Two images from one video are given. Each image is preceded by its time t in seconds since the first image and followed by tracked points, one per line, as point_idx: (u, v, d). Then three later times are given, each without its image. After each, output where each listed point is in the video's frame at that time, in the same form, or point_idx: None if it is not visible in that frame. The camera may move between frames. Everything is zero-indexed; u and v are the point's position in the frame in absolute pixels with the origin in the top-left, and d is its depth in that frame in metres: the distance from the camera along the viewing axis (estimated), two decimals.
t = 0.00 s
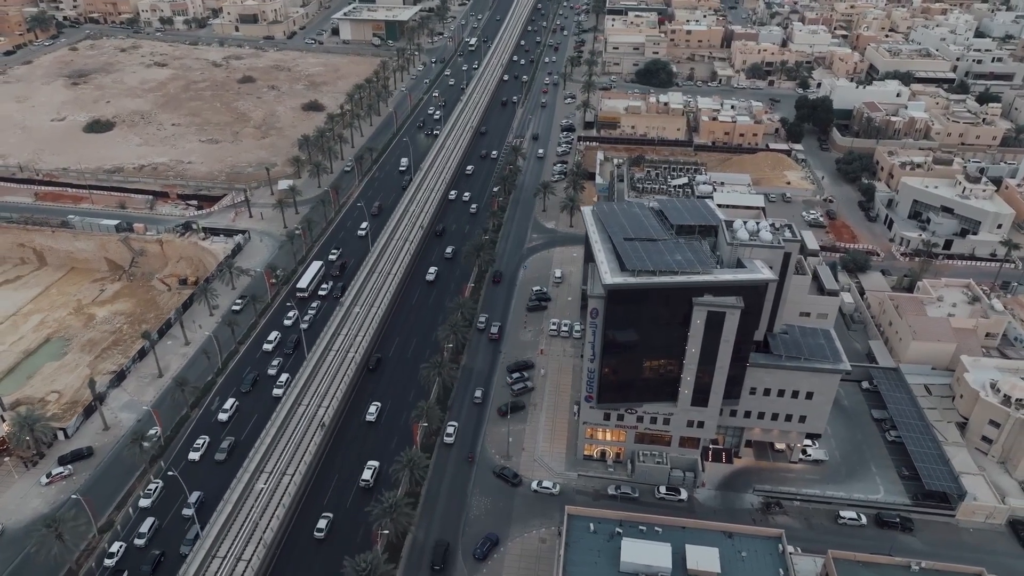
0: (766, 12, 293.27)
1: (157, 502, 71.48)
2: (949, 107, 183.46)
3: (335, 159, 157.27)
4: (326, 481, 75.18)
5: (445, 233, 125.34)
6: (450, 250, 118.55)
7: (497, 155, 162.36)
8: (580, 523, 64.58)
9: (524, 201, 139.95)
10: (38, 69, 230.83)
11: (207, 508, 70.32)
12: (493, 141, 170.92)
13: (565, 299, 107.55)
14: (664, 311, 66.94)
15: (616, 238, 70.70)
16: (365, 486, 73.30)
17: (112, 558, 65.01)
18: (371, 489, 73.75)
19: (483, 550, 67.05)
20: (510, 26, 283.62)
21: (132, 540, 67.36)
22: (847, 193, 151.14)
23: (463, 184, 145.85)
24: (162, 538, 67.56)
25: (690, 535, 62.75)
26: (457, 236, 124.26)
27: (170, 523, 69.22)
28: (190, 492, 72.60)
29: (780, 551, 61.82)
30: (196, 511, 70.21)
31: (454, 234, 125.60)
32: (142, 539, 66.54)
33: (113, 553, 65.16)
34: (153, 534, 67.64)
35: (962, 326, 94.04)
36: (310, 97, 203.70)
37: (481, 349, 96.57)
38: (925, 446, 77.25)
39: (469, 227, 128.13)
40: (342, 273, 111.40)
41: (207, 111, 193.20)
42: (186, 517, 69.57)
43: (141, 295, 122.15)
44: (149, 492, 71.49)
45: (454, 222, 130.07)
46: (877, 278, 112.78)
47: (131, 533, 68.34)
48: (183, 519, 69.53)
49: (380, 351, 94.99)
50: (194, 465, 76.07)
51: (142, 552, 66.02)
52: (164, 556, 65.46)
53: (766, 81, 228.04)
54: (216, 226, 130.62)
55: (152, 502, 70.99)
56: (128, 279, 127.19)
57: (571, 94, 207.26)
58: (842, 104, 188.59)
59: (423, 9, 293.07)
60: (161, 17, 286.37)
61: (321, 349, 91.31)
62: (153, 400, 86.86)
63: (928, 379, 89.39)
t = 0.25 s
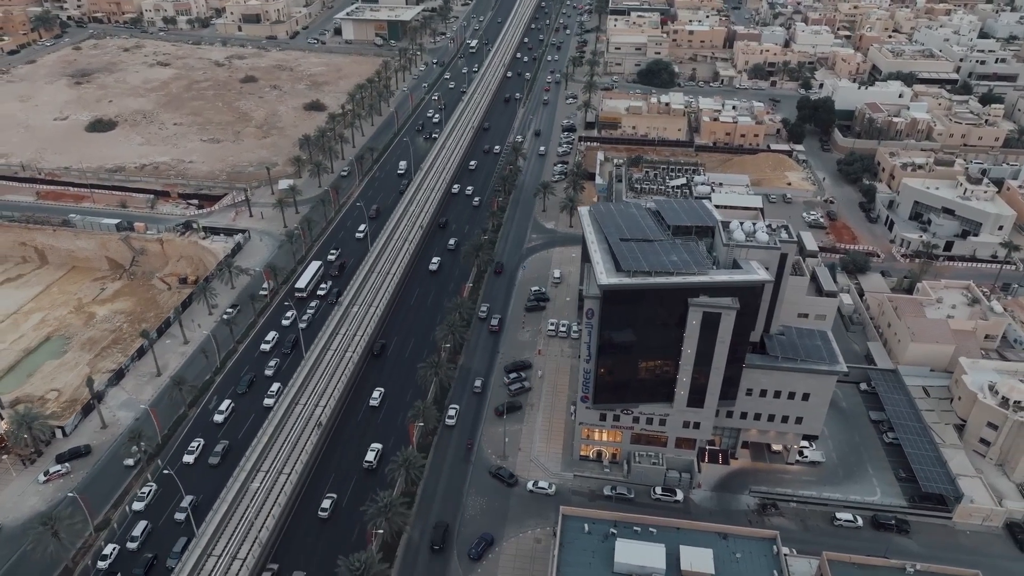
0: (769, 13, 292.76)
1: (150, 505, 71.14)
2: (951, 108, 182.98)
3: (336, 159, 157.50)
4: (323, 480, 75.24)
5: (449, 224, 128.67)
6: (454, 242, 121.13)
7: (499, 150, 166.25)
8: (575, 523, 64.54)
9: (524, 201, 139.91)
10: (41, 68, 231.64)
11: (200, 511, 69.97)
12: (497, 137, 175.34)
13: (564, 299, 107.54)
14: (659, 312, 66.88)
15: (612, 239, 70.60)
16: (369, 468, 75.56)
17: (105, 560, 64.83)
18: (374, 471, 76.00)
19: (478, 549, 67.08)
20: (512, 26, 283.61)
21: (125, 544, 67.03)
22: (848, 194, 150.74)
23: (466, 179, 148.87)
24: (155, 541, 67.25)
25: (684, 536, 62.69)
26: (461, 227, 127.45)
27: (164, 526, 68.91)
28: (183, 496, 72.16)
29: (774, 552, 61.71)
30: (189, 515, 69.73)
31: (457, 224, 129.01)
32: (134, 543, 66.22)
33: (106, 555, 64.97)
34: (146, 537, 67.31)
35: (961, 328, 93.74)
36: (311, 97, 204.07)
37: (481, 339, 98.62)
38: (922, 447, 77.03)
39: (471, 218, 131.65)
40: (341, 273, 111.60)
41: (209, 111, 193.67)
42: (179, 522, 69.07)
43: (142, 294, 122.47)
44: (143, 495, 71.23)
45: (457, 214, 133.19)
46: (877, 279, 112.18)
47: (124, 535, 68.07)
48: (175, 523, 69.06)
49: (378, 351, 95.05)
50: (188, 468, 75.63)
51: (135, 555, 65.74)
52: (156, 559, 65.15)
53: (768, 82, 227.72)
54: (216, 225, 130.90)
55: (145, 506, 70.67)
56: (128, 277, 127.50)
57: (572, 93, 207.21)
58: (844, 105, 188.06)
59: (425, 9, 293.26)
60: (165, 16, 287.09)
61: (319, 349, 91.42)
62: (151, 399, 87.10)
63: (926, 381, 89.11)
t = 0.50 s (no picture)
0: (772, 13, 292.24)
1: (143, 508, 70.79)
2: (955, 110, 182.47)
3: (337, 159, 157.79)
4: (319, 480, 75.29)
5: (452, 216, 131.71)
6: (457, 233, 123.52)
7: (502, 146, 168.87)
8: (570, 523, 64.54)
9: (525, 201, 139.87)
10: (46, 68, 232.71)
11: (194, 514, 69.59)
12: (500, 131, 179.63)
13: (562, 299, 107.54)
14: (655, 312, 66.91)
15: (608, 239, 70.59)
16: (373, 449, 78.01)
17: (98, 562, 64.61)
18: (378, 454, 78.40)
19: (473, 550, 67.12)
20: (515, 26, 283.77)
21: (118, 546, 66.72)
22: (849, 195, 150.33)
23: (469, 172, 152.06)
24: (148, 544, 66.92)
25: (679, 538, 62.64)
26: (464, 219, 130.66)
27: (158, 529, 68.61)
28: (176, 500, 71.81)
29: (769, 554, 61.59)
30: (182, 519, 69.30)
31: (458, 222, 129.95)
32: (128, 545, 65.89)
33: (100, 557, 64.76)
34: (139, 540, 67.00)
35: (961, 330, 93.41)
36: (314, 97, 204.51)
37: (482, 333, 99.82)
38: (919, 450, 76.82)
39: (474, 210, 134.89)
40: (340, 272, 111.77)
41: (211, 110, 194.25)
42: (173, 526, 68.63)
43: (142, 293, 122.82)
44: (138, 497, 71.00)
45: (460, 206, 136.42)
46: (877, 280, 110.68)
47: (118, 537, 67.80)
48: (168, 528, 68.54)
49: (376, 351, 95.13)
50: (182, 471, 75.23)
51: (128, 558, 65.42)
52: (149, 562, 64.81)
53: (770, 82, 227.37)
54: (216, 224, 131.24)
55: (139, 509, 70.34)
56: (129, 276, 127.81)
57: (574, 94, 207.22)
58: (846, 105, 187.47)
59: (428, 8, 293.54)
60: (169, 16, 288.17)
61: (317, 348, 91.60)
62: (149, 398, 87.35)
63: (924, 383, 88.84)
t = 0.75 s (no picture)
0: (776, 14, 291.34)
1: (137, 510, 70.52)
2: (958, 111, 181.70)
3: (339, 158, 158.06)
4: (316, 479, 75.43)
5: (456, 209, 134.56)
6: (460, 227, 126.30)
7: (506, 140, 172.49)
8: (564, 524, 64.53)
9: (525, 201, 139.80)
10: (50, 67, 233.62)
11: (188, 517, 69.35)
12: (503, 128, 181.87)
13: (561, 299, 107.55)
14: (651, 313, 66.88)
15: (605, 240, 70.50)
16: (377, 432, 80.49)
17: (92, 564, 64.53)
18: (383, 435, 81.09)
19: (468, 549, 67.19)
20: (518, 26, 283.64)
21: (112, 548, 66.59)
22: (850, 196, 149.88)
23: (473, 168, 155.11)
24: (141, 546, 66.77)
25: (673, 538, 62.61)
26: (467, 211, 134.05)
27: (152, 530, 68.47)
28: (170, 502, 71.59)
29: (764, 555, 61.50)
30: (175, 522, 69.00)
31: (459, 222, 129.98)
32: (121, 548, 65.73)
33: (94, 559, 64.69)
34: (132, 543, 66.85)
35: (960, 332, 93.10)
36: (316, 97, 204.88)
37: (482, 330, 100.67)
38: (917, 452, 76.56)
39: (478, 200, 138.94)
40: (340, 272, 112.01)
41: (214, 110, 194.70)
42: (166, 528, 68.42)
43: (143, 291, 123.18)
44: (131, 500, 70.75)
45: (465, 197, 139.93)
46: (877, 282, 110.77)
47: (111, 539, 67.69)
48: (160, 531, 68.22)
49: (374, 350, 95.29)
50: (176, 474, 74.98)
51: (121, 561, 65.23)
52: (142, 564, 64.61)
53: (773, 83, 226.75)
54: (217, 223, 131.58)
55: (133, 511, 70.10)
56: (130, 275, 128.11)
57: (577, 94, 207.10)
58: (849, 106, 186.81)
59: (432, 8, 293.58)
60: (173, 16, 289.05)
61: (316, 348, 91.80)
62: (148, 396, 87.64)
63: (923, 385, 88.49)
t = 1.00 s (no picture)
0: (780, 14, 290.60)
1: (132, 513, 70.33)
2: (962, 112, 180.97)
3: (340, 158, 158.38)
4: (313, 480, 75.48)
5: (460, 202, 137.64)
6: (463, 219, 129.30)
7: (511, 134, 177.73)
8: (560, 524, 64.54)
9: (526, 201, 139.70)
10: (55, 66, 234.69)
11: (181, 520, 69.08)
12: (507, 122, 186.57)
13: (560, 300, 107.52)
14: (647, 314, 66.88)
15: (602, 241, 70.48)
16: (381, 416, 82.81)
17: (85, 566, 64.46)
18: (385, 420, 83.36)
19: (464, 549, 67.25)
20: (521, 26, 283.51)
21: (105, 551, 66.41)
22: (852, 197, 149.37)
23: (477, 163, 158.37)
24: (135, 549, 66.62)
25: (668, 539, 62.57)
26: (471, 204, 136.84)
27: (147, 532, 68.31)
28: (165, 504, 71.43)
29: (759, 557, 61.39)
30: (169, 525, 68.70)
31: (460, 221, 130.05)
32: (114, 550, 65.56)
33: (87, 560, 64.62)
34: (126, 545, 66.67)
35: (960, 334, 92.75)
36: (319, 96, 205.34)
37: (479, 330, 101.02)
38: (915, 454, 76.30)
39: (482, 193, 142.63)
40: (340, 271, 112.24)
41: (217, 109, 195.26)
42: (160, 531, 68.11)
43: (144, 290, 123.60)
44: (125, 502, 70.48)
45: (468, 190, 143.38)
46: (878, 284, 110.86)
47: (105, 541, 67.63)
48: (154, 535, 67.89)
49: (373, 350, 95.42)
50: (171, 477, 74.67)
51: (114, 563, 65.08)
52: (134, 567, 64.35)
53: (777, 83, 226.21)
54: (219, 222, 131.97)
55: (128, 513, 69.89)
56: (132, 274, 128.47)
57: (579, 94, 206.97)
58: (852, 107, 186.21)
59: (435, 8, 293.77)
60: (177, 15, 290.05)
61: (315, 347, 91.97)
62: (147, 394, 87.98)
63: (922, 387, 88.22)
